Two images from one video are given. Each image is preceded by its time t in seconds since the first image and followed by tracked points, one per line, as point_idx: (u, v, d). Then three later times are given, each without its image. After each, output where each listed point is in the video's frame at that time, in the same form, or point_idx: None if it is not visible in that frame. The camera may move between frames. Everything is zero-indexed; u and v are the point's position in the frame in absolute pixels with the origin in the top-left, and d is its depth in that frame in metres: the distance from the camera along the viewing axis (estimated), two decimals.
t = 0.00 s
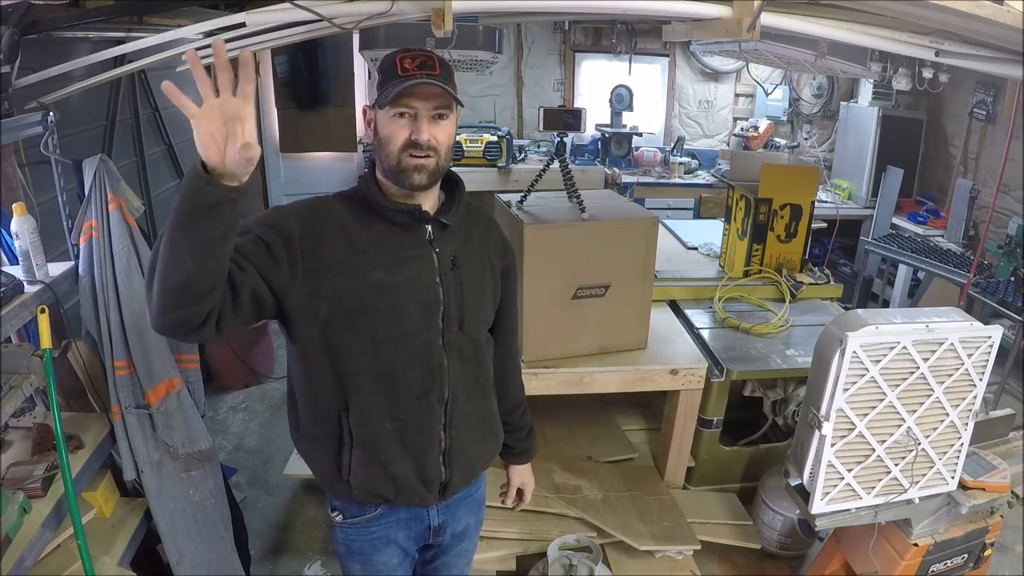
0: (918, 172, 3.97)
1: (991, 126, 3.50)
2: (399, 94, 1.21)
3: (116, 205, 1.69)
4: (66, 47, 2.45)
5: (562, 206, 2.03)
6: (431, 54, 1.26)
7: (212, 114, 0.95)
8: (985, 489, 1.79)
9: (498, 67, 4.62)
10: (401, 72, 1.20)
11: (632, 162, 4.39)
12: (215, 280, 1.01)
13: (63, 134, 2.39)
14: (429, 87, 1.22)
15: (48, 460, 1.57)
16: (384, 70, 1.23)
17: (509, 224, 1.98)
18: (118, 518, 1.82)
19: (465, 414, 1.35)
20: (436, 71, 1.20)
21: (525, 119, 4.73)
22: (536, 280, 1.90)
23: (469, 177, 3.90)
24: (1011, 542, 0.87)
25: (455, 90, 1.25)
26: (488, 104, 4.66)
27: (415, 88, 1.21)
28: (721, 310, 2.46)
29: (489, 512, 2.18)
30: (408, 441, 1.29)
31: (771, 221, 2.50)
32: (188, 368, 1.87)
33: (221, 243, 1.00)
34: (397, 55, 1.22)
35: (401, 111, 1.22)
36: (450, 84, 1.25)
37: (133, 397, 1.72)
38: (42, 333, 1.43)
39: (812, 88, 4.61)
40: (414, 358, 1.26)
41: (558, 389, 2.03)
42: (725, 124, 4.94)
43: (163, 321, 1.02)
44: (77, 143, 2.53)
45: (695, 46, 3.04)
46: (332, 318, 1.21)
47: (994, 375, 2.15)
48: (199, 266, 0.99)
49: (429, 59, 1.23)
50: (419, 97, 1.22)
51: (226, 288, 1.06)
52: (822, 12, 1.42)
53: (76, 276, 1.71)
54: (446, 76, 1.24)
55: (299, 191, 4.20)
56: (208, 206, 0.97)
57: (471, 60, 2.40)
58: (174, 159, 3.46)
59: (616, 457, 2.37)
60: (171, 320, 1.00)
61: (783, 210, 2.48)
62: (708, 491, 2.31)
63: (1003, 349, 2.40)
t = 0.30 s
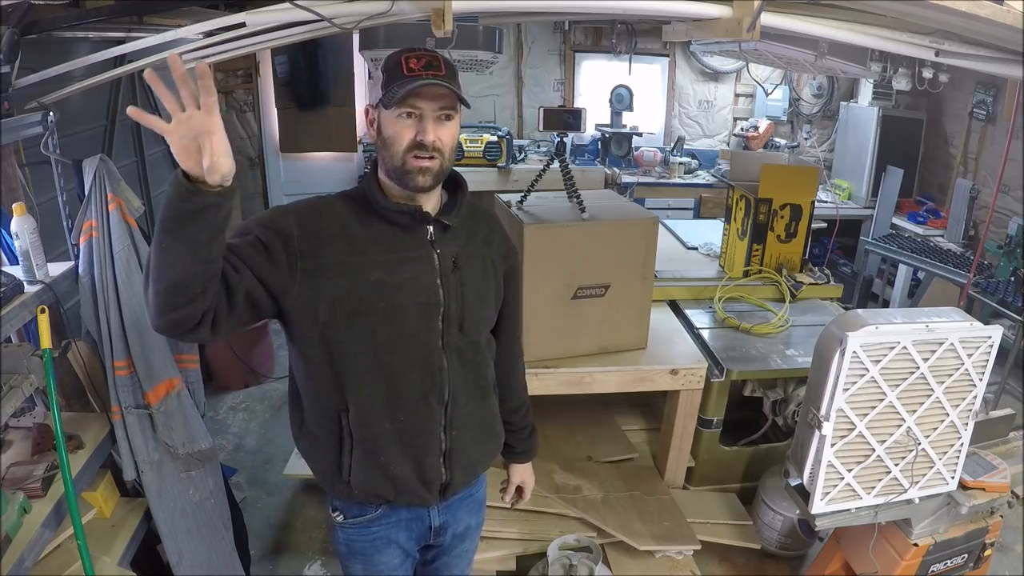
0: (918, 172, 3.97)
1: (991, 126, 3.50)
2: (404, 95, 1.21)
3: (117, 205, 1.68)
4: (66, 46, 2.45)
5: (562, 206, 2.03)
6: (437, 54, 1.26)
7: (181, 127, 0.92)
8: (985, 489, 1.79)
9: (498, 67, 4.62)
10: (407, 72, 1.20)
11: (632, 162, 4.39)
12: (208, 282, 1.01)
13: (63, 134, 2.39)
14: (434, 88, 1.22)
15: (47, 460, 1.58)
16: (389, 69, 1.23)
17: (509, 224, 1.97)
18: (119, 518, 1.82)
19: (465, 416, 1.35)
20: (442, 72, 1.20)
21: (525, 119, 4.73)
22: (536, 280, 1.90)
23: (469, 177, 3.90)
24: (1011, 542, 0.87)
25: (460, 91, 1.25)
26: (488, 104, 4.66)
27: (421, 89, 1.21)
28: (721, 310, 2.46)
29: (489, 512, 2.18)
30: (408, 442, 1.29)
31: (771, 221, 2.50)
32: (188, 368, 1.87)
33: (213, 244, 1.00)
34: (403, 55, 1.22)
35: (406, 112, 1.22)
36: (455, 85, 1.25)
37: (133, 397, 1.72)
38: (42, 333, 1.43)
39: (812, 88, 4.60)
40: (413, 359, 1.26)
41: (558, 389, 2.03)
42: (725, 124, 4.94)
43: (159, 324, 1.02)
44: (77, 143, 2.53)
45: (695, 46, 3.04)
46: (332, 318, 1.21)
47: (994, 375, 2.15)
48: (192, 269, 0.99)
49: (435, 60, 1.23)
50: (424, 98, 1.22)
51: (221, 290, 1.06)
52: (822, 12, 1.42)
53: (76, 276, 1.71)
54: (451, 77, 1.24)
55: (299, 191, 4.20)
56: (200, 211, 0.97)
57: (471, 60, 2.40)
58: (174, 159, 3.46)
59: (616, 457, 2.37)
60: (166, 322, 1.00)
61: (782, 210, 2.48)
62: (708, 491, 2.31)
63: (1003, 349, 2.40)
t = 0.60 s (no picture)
0: (918, 172, 3.97)
1: (991, 126, 3.50)
2: (408, 94, 1.21)
3: (116, 205, 1.68)
4: (66, 46, 2.45)
5: (562, 206, 2.03)
6: (439, 54, 1.26)
7: (196, 117, 0.92)
8: (985, 489, 1.79)
9: (498, 67, 4.62)
10: (410, 71, 1.20)
11: (632, 162, 4.39)
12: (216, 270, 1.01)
13: (62, 134, 2.39)
14: (438, 88, 1.22)
15: (48, 460, 1.58)
16: (391, 69, 1.23)
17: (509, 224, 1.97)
18: (119, 518, 1.82)
19: (466, 416, 1.35)
20: (446, 71, 1.21)
21: (525, 119, 4.73)
22: (536, 280, 1.90)
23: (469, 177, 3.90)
24: (1011, 542, 0.87)
25: (463, 91, 1.26)
26: (488, 104, 4.66)
27: (424, 89, 1.21)
28: (721, 310, 2.46)
29: (489, 512, 2.18)
30: (407, 441, 1.29)
31: (771, 221, 2.50)
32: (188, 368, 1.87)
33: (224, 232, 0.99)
34: (405, 54, 1.22)
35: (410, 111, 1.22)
36: (458, 85, 1.25)
37: (133, 397, 1.71)
38: (42, 332, 1.43)
39: (812, 88, 4.60)
40: (414, 358, 1.26)
41: (558, 389, 2.03)
42: (725, 124, 4.94)
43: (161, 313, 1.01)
44: (77, 143, 2.53)
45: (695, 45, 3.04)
46: (333, 316, 1.21)
47: (994, 375, 2.15)
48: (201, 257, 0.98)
49: (438, 59, 1.23)
50: (427, 97, 1.22)
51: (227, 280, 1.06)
52: (822, 12, 1.42)
53: (76, 276, 1.71)
54: (454, 77, 1.25)
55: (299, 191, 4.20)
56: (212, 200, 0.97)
57: (471, 60, 2.40)
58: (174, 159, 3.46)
59: (616, 457, 2.37)
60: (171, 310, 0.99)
61: (783, 210, 2.48)
62: (709, 491, 2.31)
63: (1003, 349, 2.40)
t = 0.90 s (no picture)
0: (918, 172, 3.96)
1: (991, 126, 3.50)
2: (397, 93, 1.21)
3: (116, 205, 1.68)
4: (66, 47, 2.45)
5: (562, 206, 2.03)
6: (428, 51, 1.26)
7: (278, 97, 0.92)
8: (985, 489, 1.79)
9: (498, 67, 4.62)
10: (397, 72, 1.21)
11: (632, 162, 4.39)
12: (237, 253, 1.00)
13: (62, 134, 2.40)
14: (427, 85, 1.22)
15: (48, 460, 1.57)
16: (380, 69, 1.23)
17: (509, 224, 1.98)
18: (118, 518, 1.82)
19: (464, 417, 1.35)
20: (432, 68, 1.20)
21: (525, 119, 4.73)
22: (536, 280, 1.90)
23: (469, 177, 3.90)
24: (1011, 542, 0.87)
25: (453, 86, 1.25)
26: (488, 104, 4.66)
27: (413, 87, 1.21)
28: (721, 310, 2.46)
29: (488, 511, 2.18)
30: (403, 440, 1.29)
31: (771, 221, 2.50)
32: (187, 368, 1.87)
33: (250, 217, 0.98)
34: (394, 55, 1.23)
35: (399, 111, 1.22)
36: (448, 81, 1.25)
37: (133, 397, 1.71)
38: (42, 333, 1.43)
39: (812, 88, 4.60)
40: (412, 357, 1.26)
41: (558, 389, 2.03)
42: (725, 124, 4.94)
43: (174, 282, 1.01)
44: (77, 143, 2.53)
45: (695, 45, 3.04)
46: (332, 316, 1.21)
47: (994, 375, 2.15)
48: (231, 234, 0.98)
49: (426, 56, 1.23)
50: (416, 96, 1.22)
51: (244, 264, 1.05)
52: (822, 12, 1.43)
53: (76, 276, 1.71)
54: (443, 74, 1.24)
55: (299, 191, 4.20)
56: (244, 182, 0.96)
57: (471, 60, 2.40)
58: (175, 159, 3.45)
59: (616, 457, 2.37)
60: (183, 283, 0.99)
61: (783, 210, 2.48)
62: (709, 491, 2.31)
63: (1003, 349, 2.40)
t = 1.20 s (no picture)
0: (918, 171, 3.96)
1: (991, 126, 3.50)
2: (409, 91, 1.22)
3: (117, 205, 1.68)
4: (66, 46, 2.45)
5: (562, 206, 2.03)
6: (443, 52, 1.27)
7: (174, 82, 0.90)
8: (985, 489, 1.79)
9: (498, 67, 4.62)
10: (410, 69, 1.22)
11: (632, 162, 4.39)
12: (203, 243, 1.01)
13: (62, 134, 2.40)
14: (438, 84, 1.22)
15: (48, 460, 1.57)
16: (394, 68, 1.24)
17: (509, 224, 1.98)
18: (118, 518, 1.82)
19: (467, 418, 1.35)
20: (445, 68, 1.21)
21: (525, 119, 4.73)
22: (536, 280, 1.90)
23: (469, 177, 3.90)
24: (1011, 542, 0.87)
25: (464, 87, 1.25)
26: (488, 104, 4.66)
27: (424, 85, 1.22)
28: (721, 310, 2.46)
29: (489, 512, 2.18)
30: (407, 442, 1.29)
31: (771, 221, 2.50)
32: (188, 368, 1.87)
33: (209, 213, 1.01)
34: (408, 53, 1.24)
35: (409, 108, 1.22)
36: (459, 82, 1.25)
37: (133, 396, 1.71)
38: (42, 333, 1.43)
39: (812, 88, 4.60)
40: (415, 358, 1.26)
41: (558, 389, 2.03)
42: (725, 124, 4.94)
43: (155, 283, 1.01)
44: (77, 143, 2.53)
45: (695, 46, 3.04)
46: (333, 317, 1.21)
47: (994, 375, 2.15)
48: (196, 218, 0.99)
49: (439, 56, 1.24)
50: (427, 94, 1.22)
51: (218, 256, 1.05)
52: (822, 11, 1.42)
53: (76, 276, 1.71)
54: (455, 74, 1.25)
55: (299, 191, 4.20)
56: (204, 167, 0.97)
57: (471, 60, 2.40)
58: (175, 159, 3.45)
59: (616, 457, 2.37)
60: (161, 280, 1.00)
61: (783, 210, 2.48)
62: (709, 491, 2.31)
63: (1003, 349, 2.40)
